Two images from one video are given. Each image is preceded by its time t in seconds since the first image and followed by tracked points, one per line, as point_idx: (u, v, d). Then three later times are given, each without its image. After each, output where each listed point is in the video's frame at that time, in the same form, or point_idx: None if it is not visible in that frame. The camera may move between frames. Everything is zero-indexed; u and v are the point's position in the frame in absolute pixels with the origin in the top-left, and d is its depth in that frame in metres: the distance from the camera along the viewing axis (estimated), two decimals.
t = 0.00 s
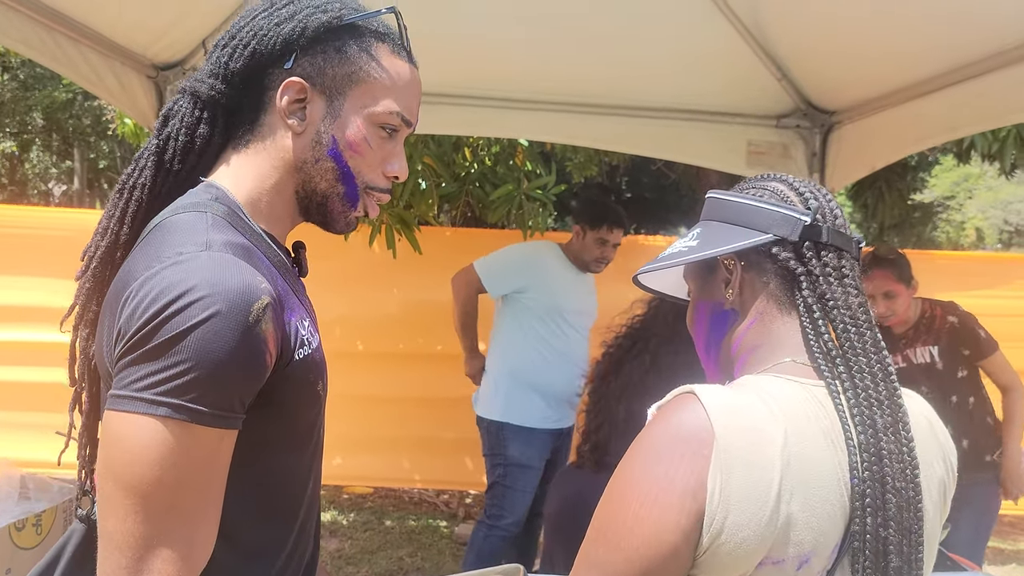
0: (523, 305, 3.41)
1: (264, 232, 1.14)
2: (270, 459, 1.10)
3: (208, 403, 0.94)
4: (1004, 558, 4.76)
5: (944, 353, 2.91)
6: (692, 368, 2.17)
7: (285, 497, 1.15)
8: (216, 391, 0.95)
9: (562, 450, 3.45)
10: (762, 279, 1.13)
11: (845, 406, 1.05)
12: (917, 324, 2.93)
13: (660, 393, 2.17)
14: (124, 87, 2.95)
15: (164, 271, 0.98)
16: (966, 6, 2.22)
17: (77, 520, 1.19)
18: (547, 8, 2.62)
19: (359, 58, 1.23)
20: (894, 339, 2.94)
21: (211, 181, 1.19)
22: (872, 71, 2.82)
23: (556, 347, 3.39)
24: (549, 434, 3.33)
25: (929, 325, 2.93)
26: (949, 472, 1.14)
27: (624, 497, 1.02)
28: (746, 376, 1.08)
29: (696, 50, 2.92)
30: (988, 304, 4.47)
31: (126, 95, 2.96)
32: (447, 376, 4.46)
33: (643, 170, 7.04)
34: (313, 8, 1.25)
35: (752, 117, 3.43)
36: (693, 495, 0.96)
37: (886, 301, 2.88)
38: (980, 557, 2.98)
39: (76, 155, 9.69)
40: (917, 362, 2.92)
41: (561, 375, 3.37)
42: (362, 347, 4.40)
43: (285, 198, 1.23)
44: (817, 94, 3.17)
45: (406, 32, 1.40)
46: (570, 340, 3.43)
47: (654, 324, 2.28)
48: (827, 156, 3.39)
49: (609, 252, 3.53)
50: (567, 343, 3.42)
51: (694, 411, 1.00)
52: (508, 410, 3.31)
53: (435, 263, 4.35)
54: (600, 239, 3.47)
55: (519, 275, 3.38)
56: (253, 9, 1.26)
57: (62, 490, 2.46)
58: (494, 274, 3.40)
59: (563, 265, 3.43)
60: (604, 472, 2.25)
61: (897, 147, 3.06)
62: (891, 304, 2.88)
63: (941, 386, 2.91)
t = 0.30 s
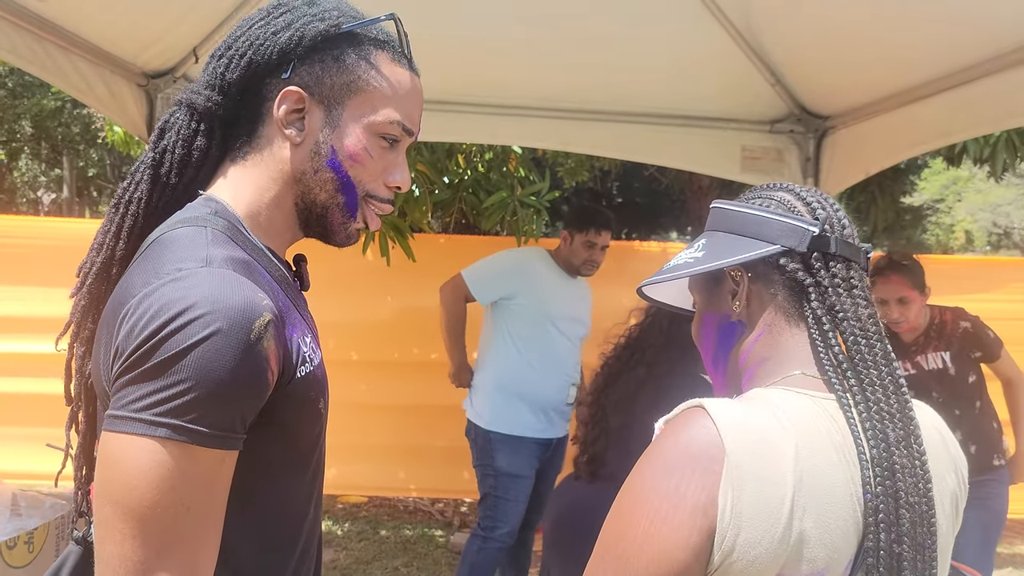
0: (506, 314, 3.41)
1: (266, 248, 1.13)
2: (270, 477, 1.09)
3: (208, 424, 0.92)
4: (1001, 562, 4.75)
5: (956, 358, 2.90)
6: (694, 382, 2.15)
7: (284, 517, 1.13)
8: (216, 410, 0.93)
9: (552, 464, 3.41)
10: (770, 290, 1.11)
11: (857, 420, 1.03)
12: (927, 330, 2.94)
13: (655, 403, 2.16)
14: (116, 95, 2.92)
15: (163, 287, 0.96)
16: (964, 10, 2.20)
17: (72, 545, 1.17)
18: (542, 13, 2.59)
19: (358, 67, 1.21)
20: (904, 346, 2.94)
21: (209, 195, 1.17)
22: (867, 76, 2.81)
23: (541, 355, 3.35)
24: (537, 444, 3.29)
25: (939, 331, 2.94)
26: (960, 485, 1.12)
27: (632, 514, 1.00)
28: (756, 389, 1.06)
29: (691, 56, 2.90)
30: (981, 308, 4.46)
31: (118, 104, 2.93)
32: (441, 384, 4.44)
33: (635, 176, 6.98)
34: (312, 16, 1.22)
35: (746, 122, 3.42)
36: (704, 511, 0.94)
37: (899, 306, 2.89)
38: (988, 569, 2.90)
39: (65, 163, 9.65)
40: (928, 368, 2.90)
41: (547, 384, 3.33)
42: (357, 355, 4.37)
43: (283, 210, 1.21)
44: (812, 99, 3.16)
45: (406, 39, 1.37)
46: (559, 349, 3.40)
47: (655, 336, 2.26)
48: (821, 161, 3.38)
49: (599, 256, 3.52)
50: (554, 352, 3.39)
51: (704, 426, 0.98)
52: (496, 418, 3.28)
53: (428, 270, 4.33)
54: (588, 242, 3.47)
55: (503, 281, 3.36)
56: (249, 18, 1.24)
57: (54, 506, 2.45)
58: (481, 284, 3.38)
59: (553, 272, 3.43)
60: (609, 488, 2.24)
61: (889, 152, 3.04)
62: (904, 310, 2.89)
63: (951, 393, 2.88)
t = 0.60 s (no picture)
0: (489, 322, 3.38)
1: (268, 247, 1.12)
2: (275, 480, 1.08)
3: (215, 427, 0.91)
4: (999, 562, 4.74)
5: (975, 372, 2.90)
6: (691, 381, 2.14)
7: (291, 519, 1.12)
8: (222, 414, 0.92)
9: (544, 473, 3.37)
10: (779, 289, 1.09)
11: (870, 420, 1.01)
12: (947, 344, 2.92)
13: (650, 402, 2.14)
14: (111, 95, 2.89)
15: (166, 289, 0.95)
16: (964, 10, 2.18)
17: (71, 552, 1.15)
18: (538, 13, 2.57)
19: (358, 62, 1.20)
20: (921, 357, 2.93)
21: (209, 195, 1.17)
22: (865, 76, 2.79)
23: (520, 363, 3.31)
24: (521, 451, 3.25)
25: (959, 345, 2.91)
26: (973, 486, 1.11)
27: (641, 516, 0.98)
28: (766, 390, 1.05)
29: (688, 56, 2.88)
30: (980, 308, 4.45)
31: (112, 104, 2.90)
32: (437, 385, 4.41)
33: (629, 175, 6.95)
34: (310, 11, 1.21)
35: (743, 122, 3.40)
36: (716, 513, 0.92)
37: (912, 315, 2.90)
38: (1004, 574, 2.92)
39: (59, 165, 9.62)
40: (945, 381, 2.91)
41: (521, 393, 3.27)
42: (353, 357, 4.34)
43: (285, 210, 1.20)
44: (810, 99, 3.14)
45: (407, 34, 1.36)
46: (544, 355, 3.35)
47: (656, 336, 2.25)
48: (819, 161, 3.36)
49: (585, 254, 3.44)
50: (538, 358, 3.34)
51: (715, 426, 0.96)
52: (482, 423, 3.25)
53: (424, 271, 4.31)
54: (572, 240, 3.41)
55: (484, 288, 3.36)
56: (246, 15, 1.23)
57: (51, 510, 2.42)
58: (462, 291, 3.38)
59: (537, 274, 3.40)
60: (609, 489, 2.21)
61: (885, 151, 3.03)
62: (918, 320, 2.90)
63: (969, 407, 2.88)
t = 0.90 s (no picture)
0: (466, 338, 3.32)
1: (268, 242, 1.13)
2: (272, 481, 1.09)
3: (209, 423, 0.92)
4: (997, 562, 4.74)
5: (1001, 394, 2.86)
6: (685, 384, 2.16)
7: (290, 518, 1.13)
8: (216, 410, 0.92)
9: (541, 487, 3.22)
10: (786, 291, 1.09)
11: (879, 422, 1.01)
12: (970, 363, 2.92)
13: (647, 401, 2.16)
14: (107, 93, 2.87)
15: (162, 285, 0.96)
16: (963, 9, 2.16)
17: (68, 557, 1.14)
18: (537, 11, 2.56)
19: (362, 58, 1.19)
20: (944, 377, 2.95)
21: (212, 192, 1.16)
22: (864, 76, 2.79)
23: (493, 379, 3.20)
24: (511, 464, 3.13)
25: (984, 365, 2.91)
26: (980, 484, 1.11)
27: (644, 517, 0.98)
28: (772, 388, 1.04)
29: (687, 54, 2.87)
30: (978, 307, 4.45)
31: (109, 102, 2.88)
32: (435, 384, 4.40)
33: (626, 174, 6.96)
34: (312, 6, 1.21)
35: (742, 120, 3.39)
36: (724, 511, 0.92)
37: (924, 335, 2.85)
38: None
39: (53, 164, 9.58)
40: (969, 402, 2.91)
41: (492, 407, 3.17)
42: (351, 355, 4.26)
43: (291, 207, 1.19)
44: (809, 97, 3.13)
45: (413, 29, 1.36)
46: (530, 363, 3.24)
47: (656, 334, 2.29)
48: (818, 159, 3.35)
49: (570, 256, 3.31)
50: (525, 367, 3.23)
51: (723, 423, 0.95)
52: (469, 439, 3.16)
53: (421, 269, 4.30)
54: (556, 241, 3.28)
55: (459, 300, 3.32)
56: (250, 11, 1.23)
57: (48, 511, 2.42)
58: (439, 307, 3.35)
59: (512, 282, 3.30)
60: (607, 489, 2.21)
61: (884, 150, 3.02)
62: (930, 340, 2.85)
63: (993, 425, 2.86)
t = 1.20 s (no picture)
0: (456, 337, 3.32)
1: (253, 243, 1.17)
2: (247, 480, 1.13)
3: (176, 422, 0.96)
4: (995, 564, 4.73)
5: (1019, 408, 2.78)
6: (684, 384, 2.17)
7: (268, 517, 1.17)
8: (184, 408, 0.96)
9: (539, 501, 3.15)
10: (797, 288, 1.11)
11: (887, 421, 1.03)
12: (988, 376, 2.85)
13: (646, 400, 2.16)
14: (104, 92, 2.86)
15: (133, 283, 0.99)
16: (963, 9, 2.15)
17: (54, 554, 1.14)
18: (535, 10, 2.55)
19: (345, 50, 1.21)
20: (962, 392, 2.86)
21: (199, 190, 1.19)
22: (864, 76, 2.78)
23: (483, 381, 3.19)
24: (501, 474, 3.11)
25: (1003, 378, 2.84)
26: (987, 488, 1.13)
27: (653, 519, 0.99)
28: (781, 389, 1.06)
29: (685, 53, 2.86)
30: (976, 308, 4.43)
31: (106, 101, 2.87)
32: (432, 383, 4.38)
33: (622, 174, 6.94)
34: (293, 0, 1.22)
35: (740, 120, 3.38)
36: (738, 516, 0.94)
37: (929, 348, 2.83)
38: None
39: (49, 163, 9.56)
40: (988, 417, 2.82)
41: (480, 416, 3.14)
42: (348, 355, 4.26)
43: (279, 203, 1.22)
44: (807, 97, 3.12)
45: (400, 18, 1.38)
46: (523, 367, 3.21)
47: (666, 329, 2.32)
48: (816, 159, 3.35)
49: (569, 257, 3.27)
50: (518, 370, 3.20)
51: (735, 426, 0.97)
52: (458, 446, 3.18)
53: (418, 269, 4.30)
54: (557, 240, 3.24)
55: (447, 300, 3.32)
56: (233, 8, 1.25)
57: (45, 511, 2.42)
58: (431, 307, 3.35)
59: (505, 282, 3.26)
60: (607, 490, 2.21)
61: (882, 151, 3.02)
62: (936, 353, 2.82)
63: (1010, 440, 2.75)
